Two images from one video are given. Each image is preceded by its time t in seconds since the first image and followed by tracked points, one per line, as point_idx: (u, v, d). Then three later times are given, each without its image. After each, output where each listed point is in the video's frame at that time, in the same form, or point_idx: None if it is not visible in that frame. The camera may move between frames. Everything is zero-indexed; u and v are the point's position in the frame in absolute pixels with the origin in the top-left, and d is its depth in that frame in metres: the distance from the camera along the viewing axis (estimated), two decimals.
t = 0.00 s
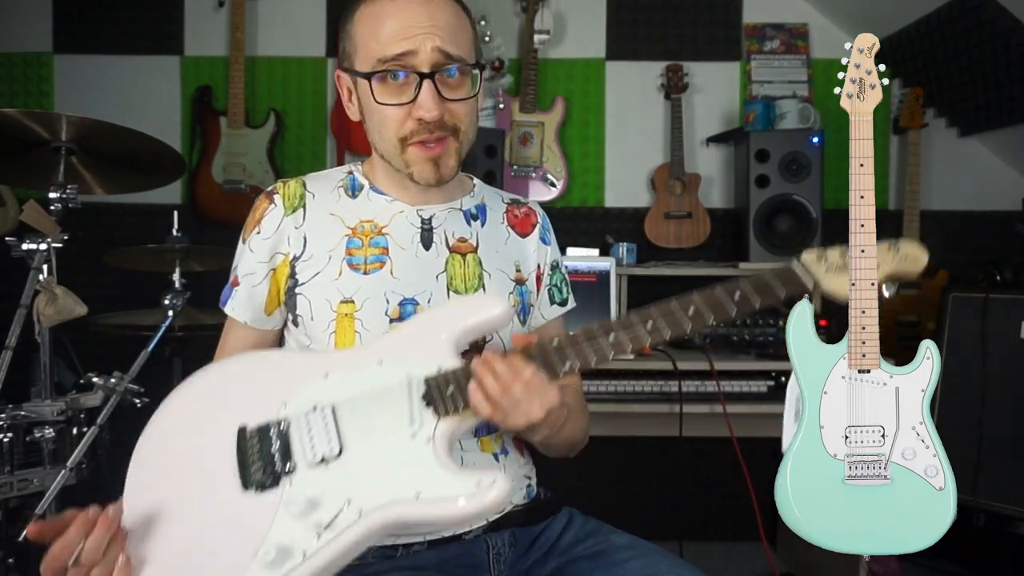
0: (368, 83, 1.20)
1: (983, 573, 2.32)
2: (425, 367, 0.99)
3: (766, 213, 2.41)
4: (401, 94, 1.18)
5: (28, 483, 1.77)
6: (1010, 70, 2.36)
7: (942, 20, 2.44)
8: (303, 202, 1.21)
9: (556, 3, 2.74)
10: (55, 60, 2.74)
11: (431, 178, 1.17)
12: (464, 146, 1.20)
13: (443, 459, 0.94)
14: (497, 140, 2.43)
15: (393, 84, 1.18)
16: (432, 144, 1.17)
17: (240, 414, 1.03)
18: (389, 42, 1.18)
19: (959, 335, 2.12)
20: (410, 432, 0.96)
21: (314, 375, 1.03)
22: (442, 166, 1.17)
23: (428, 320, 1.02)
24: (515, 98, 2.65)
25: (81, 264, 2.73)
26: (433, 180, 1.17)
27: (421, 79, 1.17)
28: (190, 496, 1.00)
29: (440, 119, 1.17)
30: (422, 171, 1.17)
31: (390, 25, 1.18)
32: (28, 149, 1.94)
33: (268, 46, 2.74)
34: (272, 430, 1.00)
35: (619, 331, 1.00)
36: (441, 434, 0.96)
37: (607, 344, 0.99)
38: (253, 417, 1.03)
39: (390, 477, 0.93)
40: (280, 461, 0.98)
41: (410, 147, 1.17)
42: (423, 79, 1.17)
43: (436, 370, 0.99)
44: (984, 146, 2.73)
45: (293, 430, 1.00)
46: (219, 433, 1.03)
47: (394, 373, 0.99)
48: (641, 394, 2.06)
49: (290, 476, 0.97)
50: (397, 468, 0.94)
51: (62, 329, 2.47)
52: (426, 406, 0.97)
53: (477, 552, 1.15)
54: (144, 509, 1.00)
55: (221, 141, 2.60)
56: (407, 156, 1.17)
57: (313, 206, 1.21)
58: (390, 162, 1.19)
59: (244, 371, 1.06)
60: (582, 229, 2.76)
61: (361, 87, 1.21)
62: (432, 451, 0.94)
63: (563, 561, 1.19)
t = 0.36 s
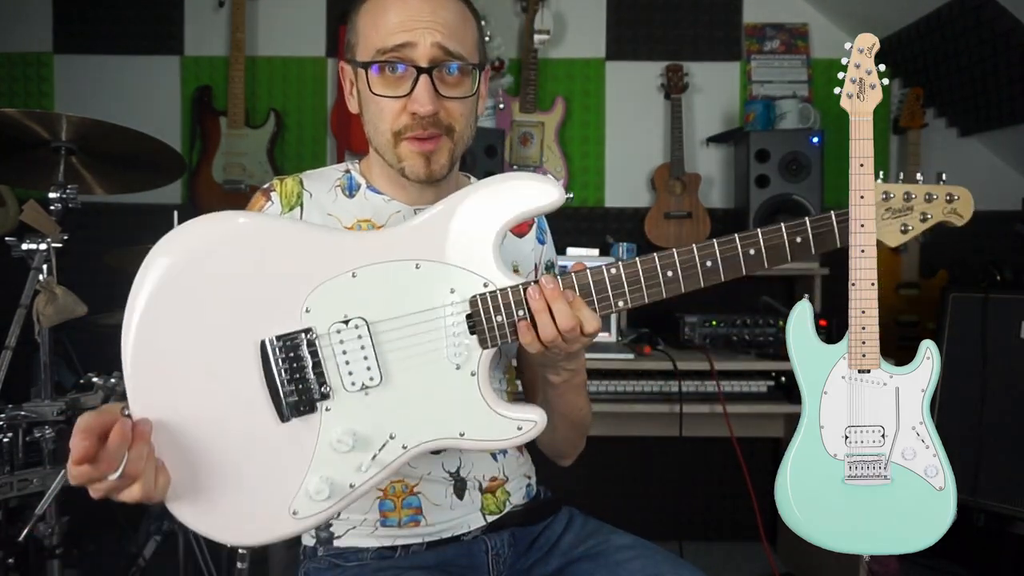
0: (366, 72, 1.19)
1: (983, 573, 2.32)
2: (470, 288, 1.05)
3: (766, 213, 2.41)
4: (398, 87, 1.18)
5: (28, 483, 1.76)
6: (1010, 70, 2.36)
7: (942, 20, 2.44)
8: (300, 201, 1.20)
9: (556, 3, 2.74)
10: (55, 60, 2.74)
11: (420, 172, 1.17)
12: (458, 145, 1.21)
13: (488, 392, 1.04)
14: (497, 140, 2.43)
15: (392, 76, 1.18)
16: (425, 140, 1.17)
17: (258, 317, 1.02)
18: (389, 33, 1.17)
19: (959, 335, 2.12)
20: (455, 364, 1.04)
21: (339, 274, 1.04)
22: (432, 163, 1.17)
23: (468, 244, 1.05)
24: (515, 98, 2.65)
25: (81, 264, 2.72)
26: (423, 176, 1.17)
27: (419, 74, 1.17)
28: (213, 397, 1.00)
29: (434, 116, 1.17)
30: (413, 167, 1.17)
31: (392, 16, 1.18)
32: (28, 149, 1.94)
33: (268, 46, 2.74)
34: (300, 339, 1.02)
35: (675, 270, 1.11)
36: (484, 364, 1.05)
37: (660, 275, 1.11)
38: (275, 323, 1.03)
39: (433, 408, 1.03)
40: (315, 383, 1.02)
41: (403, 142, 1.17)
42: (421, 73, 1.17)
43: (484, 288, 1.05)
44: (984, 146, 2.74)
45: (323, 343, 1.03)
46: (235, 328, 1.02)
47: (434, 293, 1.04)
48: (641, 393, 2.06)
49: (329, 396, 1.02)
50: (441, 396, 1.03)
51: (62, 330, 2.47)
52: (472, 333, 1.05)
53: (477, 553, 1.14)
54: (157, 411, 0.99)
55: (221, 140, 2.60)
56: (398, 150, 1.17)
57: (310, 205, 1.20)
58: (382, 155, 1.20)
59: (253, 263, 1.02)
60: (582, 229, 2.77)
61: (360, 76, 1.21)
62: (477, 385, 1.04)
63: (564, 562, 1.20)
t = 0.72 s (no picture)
0: (369, 90, 1.17)
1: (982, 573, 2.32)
2: (475, 314, 1.05)
3: (765, 213, 2.42)
4: (401, 109, 1.16)
5: (28, 483, 1.76)
6: (1010, 70, 2.36)
7: (942, 20, 2.44)
8: (302, 203, 1.21)
9: (556, 2, 2.74)
10: (56, 60, 2.74)
11: (419, 190, 1.18)
12: (457, 162, 1.21)
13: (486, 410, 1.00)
14: (497, 140, 2.43)
15: (393, 96, 1.16)
16: (423, 161, 1.17)
17: (276, 322, 1.03)
18: (394, 54, 1.15)
19: (959, 335, 2.12)
20: (455, 376, 1.01)
21: (358, 295, 1.06)
22: (432, 181, 1.18)
23: (483, 277, 1.07)
24: (515, 98, 2.65)
25: (81, 264, 2.73)
26: (421, 193, 1.18)
27: (420, 98, 1.15)
28: (217, 394, 0.99)
29: (435, 140, 1.16)
30: (412, 184, 1.18)
31: (398, 37, 1.15)
32: (28, 149, 1.94)
33: (268, 46, 2.74)
34: (311, 341, 1.02)
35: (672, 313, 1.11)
36: (483, 381, 1.02)
37: (659, 318, 1.11)
38: (291, 328, 1.03)
39: (429, 414, 0.98)
40: (316, 378, 1.00)
41: (403, 160, 1.17)
42: (422, 98, 1.15)
43: (485, 317, 1.05)
44: (984, 146, 2.73)
45: (331, 349, 1.01)
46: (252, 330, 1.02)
47: (441, 314, 1.04)
48: (641, 393, 2.07)
49: (327, 394, 0.99)
50: (437, 405, 0.99)
51: (62, 330, 2.47)
52: (473, 352, 1.03)
53: (479, 553, 1.14)
54: (159, 397, 0.97)
55: (221, 140, 2.60)
56: (399, 167, 1.17)
57: (312, 208, 1.21)
58: (382, 166, 1.20)
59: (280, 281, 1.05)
60: (582, 229, 2.77)
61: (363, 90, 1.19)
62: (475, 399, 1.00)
63: (566, 560, 1.20)
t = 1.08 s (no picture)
0: (373, 127, 1.07)
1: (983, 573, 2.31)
2: (461, 413, 0.99)
3: (766, 213, 2.41)
4: (404, 155, 1.06)
5: (27, 483, 1.76)
6: (1010, 70, 2.36)
7: (943, 20, 2.44)
8: (309, 204, 1.18)
9: (556, 2, 2.74)
10: (55, 60, 2.74)
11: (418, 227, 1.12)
12: (460, 199, 1.12)
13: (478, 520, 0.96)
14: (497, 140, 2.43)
15: (395, 142, 1.05)
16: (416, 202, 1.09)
17: (267, 429, 0.98)
18: (400, 101, 1.03)
19: (959, 335, 2.12)
20: (443, 482, 0.97)
21: (345, 397, 0.99)
22: (430, 222, 1.12)
23: (467, 373, 1.01)
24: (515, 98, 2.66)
25: (80, 263, 2.72)
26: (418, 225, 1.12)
27: (422, 152, 1.04)
28: (217, 514, 0.95)
29: (436, 192, 1.08)
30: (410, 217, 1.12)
31: (405, 82, 1.02)
32: (28, 149, 1.94)
33: (268, 46, 2.74)
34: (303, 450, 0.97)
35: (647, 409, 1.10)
36: (470, 484, 0.97)
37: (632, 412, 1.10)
38: (285, 435, 0.98)
39: (424, 526, 0.95)
40: (309, 490, 0.96)
41: (402, 201, 1.10)
42: (424, 152, 1.04)
43: (471, 416, 0.99)
44: (984, 145, 2.73)
45: (323, 456, 0.97)
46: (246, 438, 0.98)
47: (428, 417, 0.98)
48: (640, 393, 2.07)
49: (322, 505, 0.96)
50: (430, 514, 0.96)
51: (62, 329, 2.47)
52: (459, 454, 0.98)
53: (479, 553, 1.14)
54: (166, 524, 0.95)
55: (221, 140, 2.60)
56: (399, 205, 1.11)
57: (319, 209, 1.18)
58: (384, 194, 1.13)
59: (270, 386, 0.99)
60: (582, 229, 2.76)
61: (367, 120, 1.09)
62: (465, 506, 0.97)
63: (565, 561, 1.19)
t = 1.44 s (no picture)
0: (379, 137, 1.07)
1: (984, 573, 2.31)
2: (451, 452, 1.09)
3: (766, 213, 2.41)
4: (407, 170, 1.06)
5: (28, 483, 1.76)
6: (1010, 69, 2.36)
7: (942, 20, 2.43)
8: (318, 198, 1.17)
9: (556, 2, 2.74)
10: (55, 60, 2.74)
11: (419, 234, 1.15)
12: (463, 208, 1.13)
13: (461, 555, 1.06)
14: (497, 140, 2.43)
15: (398, 156, 1.06)
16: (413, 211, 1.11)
17: (263, 467, 1.06)
18: (404, 116, 1.02)
19: (959, 335, 2.12)
20: (430, 520, 1.07)
21: (341, 436, 1.08)
22: (432, 228, 1.14)
23: (456, 412, 1.10)
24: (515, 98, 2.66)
25: (80, 263, 2.73)
26: (420, 232, 1.16)
27: (424, 168, 1.04)
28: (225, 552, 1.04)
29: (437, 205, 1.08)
30: (414, 225, 1.15)
31: (409, 98, 1.01)
32: (28, 149, 1.94)
33: (268, 46, 2.74)
34: (301, 489, 1.05)
35: (636, 443, 1.14)
36: (456, 522, 1.08)
37: (622, 448, 1.15)
38: (279, 474, 1.06)
39: (410, 562, 1.05)
40: (305, 529, 1.04)
41: (406, 208, 1.12)
42: (426, 169, 1.04)
43: (460, 454, 1.09)
44: (984, 145, 2.73)
45: (319, 494, 1.06)
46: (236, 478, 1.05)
47: (419, 458, 1.08)
48: (641, 393, 2.06)
49: (316, 542, 1.05)
50: (415, 551, 1.06)
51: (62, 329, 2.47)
52: (446, 493, 1.08)
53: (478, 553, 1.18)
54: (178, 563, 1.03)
55: (221, 140, 2.60)
56: (402, 211, 1.12)
57: (328, 206, 1.18)
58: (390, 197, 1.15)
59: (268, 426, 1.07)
60: (582, 229, 2.77)
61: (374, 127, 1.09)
62: (449, 543, 1.07)
63: (564, 563, 1.19)
